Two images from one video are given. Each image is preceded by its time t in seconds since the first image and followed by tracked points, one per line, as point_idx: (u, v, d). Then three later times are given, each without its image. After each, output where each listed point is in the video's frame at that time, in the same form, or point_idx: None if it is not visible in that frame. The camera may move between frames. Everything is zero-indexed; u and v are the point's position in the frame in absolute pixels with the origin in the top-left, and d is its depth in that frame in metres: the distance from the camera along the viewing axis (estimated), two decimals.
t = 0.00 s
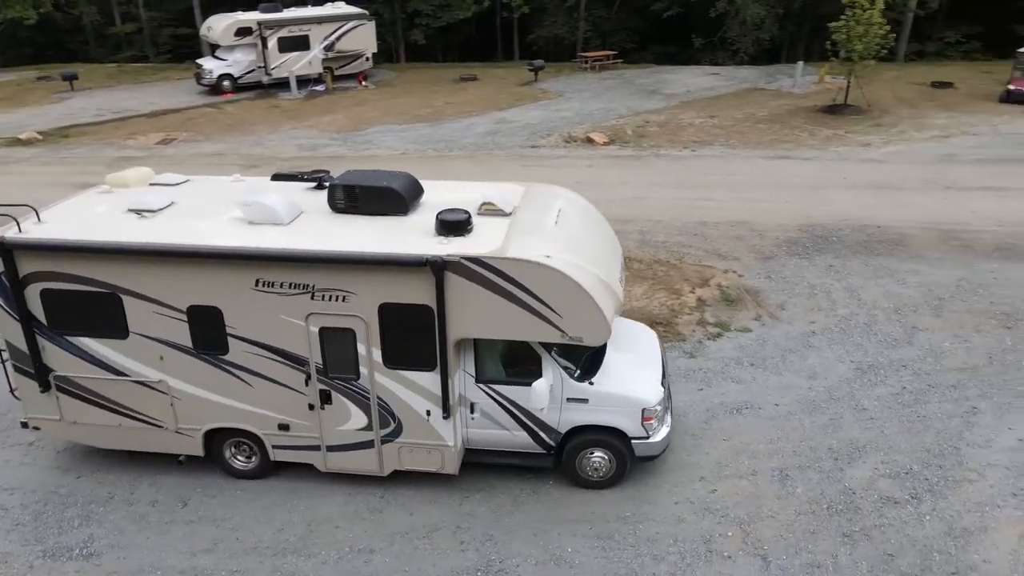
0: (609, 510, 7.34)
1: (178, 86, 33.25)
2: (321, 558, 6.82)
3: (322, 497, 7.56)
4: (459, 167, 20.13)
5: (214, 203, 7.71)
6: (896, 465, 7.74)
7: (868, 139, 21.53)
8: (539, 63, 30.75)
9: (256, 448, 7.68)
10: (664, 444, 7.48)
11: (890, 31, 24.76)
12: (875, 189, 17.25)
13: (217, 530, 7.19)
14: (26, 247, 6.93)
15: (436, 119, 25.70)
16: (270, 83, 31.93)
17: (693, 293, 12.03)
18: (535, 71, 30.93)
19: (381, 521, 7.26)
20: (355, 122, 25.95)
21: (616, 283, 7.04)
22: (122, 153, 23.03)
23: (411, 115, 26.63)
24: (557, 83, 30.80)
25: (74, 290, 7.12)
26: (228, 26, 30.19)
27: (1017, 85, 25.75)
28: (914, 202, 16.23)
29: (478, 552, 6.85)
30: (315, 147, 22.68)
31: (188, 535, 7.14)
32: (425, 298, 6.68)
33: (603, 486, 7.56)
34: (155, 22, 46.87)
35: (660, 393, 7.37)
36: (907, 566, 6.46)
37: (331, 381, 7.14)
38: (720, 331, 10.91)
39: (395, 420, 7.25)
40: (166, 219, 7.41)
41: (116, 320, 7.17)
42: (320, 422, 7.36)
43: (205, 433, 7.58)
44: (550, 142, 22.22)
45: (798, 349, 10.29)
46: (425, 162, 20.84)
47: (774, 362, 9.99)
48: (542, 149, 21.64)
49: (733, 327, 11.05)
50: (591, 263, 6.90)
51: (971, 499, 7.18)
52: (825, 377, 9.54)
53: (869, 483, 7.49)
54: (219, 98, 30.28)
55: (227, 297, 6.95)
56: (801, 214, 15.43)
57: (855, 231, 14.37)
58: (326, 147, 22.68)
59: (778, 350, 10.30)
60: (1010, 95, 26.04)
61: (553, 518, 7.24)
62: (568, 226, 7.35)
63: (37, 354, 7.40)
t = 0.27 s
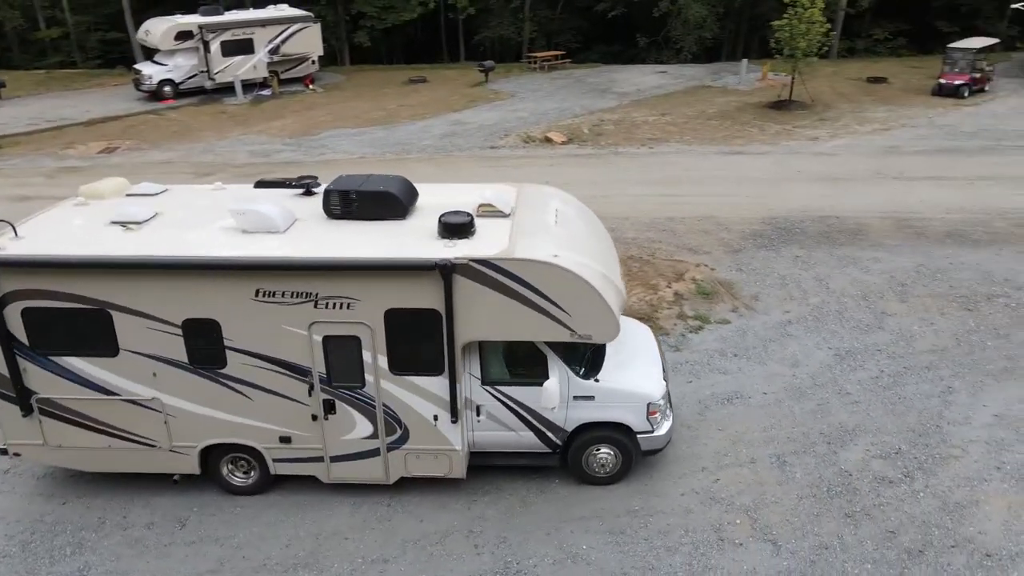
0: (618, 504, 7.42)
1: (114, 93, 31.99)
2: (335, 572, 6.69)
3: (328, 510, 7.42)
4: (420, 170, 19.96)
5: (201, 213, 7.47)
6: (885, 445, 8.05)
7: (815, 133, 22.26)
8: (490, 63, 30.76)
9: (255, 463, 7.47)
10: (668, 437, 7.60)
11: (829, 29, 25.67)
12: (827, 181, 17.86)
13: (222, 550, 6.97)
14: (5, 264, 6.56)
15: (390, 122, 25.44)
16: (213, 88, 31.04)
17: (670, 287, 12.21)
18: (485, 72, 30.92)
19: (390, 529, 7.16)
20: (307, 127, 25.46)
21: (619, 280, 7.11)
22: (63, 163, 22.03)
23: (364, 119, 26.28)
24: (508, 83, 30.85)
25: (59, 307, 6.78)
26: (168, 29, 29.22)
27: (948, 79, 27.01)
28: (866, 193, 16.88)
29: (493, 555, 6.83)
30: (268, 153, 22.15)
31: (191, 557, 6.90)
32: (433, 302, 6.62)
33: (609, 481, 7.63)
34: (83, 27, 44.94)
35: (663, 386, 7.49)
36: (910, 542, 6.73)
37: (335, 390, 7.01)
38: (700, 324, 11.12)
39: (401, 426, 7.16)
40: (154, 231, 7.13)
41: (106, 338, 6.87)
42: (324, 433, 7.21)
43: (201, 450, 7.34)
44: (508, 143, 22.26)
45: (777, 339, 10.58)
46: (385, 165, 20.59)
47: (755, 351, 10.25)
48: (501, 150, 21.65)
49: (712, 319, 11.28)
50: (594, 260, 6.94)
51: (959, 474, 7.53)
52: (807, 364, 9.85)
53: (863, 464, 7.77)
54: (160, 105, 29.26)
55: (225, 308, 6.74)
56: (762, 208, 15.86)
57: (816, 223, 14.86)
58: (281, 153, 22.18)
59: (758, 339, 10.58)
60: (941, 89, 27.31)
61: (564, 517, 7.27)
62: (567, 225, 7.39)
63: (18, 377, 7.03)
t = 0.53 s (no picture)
0: (625, 499, 7.50)
1: (46, 100, 30.58)
2: None
3: (335, 521, 7.28)
4: (381, 173, 19.71)
5: (190, 223, 7.24)
6: (873, 427, 8.36)
7: (765, 128, 22.90)
8: (440, 65, 30.60)
9: (256, 478, 7.27)
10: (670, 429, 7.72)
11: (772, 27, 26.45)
12: (782, 175, 18.40)
13: (229, 569, 6.76)
14: None
15: (343, 126, 25.04)
16: (154, 93, 30.00)
17: (647, 282, 12.39)
18: (435, 73, 30.75)
19: (401, 537, 7.07)
20: (257, 132, 24.85)
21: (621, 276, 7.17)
22: None
23: (315, 122, 25.80)
24: (460, 85, 30.74)
25: (46, 326, 6.45)
26: (104, 33, 28.11)
27: (883, 74, 28.12)
28: (821, 186, 17.47)
29: (509, 556, 6.82)
30: (220, 160, 21.55)
31: None
32: (442, 305, 6.56)
33: (614, 476, 7.71)
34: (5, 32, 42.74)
35: (664, 380, 7.60)
36: (909, 519, 7.01)
37: (341, 400, 6.88)
38: (680, 317, 11.32)
39: (409, 433, 7.08)
40: (144, 243, 6.87)
41: (98, 356, 6.58)
42: (330, 444, 7.07)
43: (201, 468, 7.10)
44: (467, 144, 22.18)
45: (756, 329, 10.86)
46: (344, 169, 20.26)
47: (737, 342, 10.49)
48: (460, 151, 21.56)
49: (690, 312, 11.49)
50: (598, 258, 6.99)
51: (945, 451, 7.89)
52: (787, 353, 10.15)
53: (855, 447, 8.05)
54: (98, 112, 28.12)
55: (226, 320, 6.54)
56: (725, 202, 16.23)
57: (778, 215, 15.31)
58: (233, 159, 21.59)
59: (739, 330, 10.83)
60: (877, 84, 28.43)
61: (574, 514, 7.31)
62: (565, 224, 7.42)
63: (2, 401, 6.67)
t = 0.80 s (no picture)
0: (632, 493, 7.58)
1: None
2: None
3: (343, 532, 7.14)
4: (341, 177, 19.38)
5: (181, 234, 7.00)
6: (859, 411, 8.69)
7: (717, 125, 23.44)
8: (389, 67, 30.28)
9: (260, 493, 7.08)
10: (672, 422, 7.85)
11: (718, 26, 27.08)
12: (740, 170, 18.87)
13: None
14: None
15: (296, 130, 24.54)
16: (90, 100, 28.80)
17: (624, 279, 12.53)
18: (385, 75, 30.42)
19: (414, 545, 6.99)
20: (205, 138, 24.12)
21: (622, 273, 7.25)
22: None
23: (265, 128, 25.21)
24: (410, 86, 30.48)
25: (37, 346, 6.14)
26: (35, 38, 26.79)
27: (823, 70, 29.07)
28: (778, 179, 17.98)
29: (526, 557, 6.82)
30: (170, 168, 20.85)
31: None
32: (452, 309, 6.52)
33: (619, 471, 7.78)
34: None
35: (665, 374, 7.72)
36: (905, 496, 7.31)
37: (349, 408, 6.76)
38: (661, 311, 11.50)
39: (418, 439, 7.00)
40: (136, 255, 6.61)
41: (94, 376, 6.30)
42: (338, 453, 6.94)
43: (202, 486, 6.87)
44: (426, 146, 22.01)
45: (735, 320, 11.12)
46: (302, 174, 19.85)
47: (719, 334, 10.73)
48: (419, 153, 21.38)
49: (670, 306, 11.69)
50: (601, 255, 7.05)
51: (929, 430, 8.26)
52: (768, 342, 10.43)
53: (846, 430, 8.35)
54: (31, 121, 26.84)
55: (230, 332, 6.35)
56: (689, 198, 16.55)
57: (741, 209, 15.69)
58: (184, 167, 20.92)
59: (718, 323, 11.07)
60: (817, 80, 29.43)
61: (584, 510, 7.35)
62: (564, 223, 7.46)
63: None
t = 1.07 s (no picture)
0: (639, 487, 7.67)
1: None
2: None
3: (356, 543, 7.02)
4: (302, 183, 19.02)
5: (177, 245, 6.77)
6: (846, 396, 9.00)
7: (673, 122, 23.88)
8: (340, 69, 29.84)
9: (268, 508, 6.90)
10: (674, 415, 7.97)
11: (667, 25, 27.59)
12: (700, 165, 19.27)
13: None
14: None
15: (248, 136, 23.96)
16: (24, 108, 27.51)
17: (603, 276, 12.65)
18: (335, 77, 29.96)
19: (429, 551, 6.92)
20: (153, 146, 23.33)
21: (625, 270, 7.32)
22: None
23: (216, 134, 24.53)
24: (362, 89, 30.08)
25: (33, 367, 5.86)
26: None
27: (768, 67, 29.89)
28: (737, 174, 18.43)
29: (544, 557, 6.83)
30: (120, 178, 20.10)
31: None
32: (464, 312, 6.48)
33: (625, 466, 7.87)
34: None
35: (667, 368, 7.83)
36: (901, 476, 7.60)
37: (361, 417, 6.65)
38: (643, 307, 11.66)
39: (429, 444, 6.94)
40: (133, 267, 6.37)
41: (95, 396, 6.04)
42: (349, 463, 6.82)
43: (209, 504, 6.66)
44: (385, 149, 21.78)
45: (715, 313, 11.37)
46: (261, 180, 19.40)
47: (702, 327, 10.94)
48: (379, 156, 21.14)
49: (651, 301, 11.86)
50: (605, 253, 7.10)
51: (914, 411, 8.61)
52: (750, 333, 10.69)
53: (836, 415, 8.64)
54: None
55: (238, 345, 6.18)
56: (655, 194, 16.80)
57: (707, 204, 16.04)
58: (135, 176, 20.19)
59: (700, 316, 11.29)
60: (763, 76, 30.26)
61: (595, 507, 7.41)
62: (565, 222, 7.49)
63: None
